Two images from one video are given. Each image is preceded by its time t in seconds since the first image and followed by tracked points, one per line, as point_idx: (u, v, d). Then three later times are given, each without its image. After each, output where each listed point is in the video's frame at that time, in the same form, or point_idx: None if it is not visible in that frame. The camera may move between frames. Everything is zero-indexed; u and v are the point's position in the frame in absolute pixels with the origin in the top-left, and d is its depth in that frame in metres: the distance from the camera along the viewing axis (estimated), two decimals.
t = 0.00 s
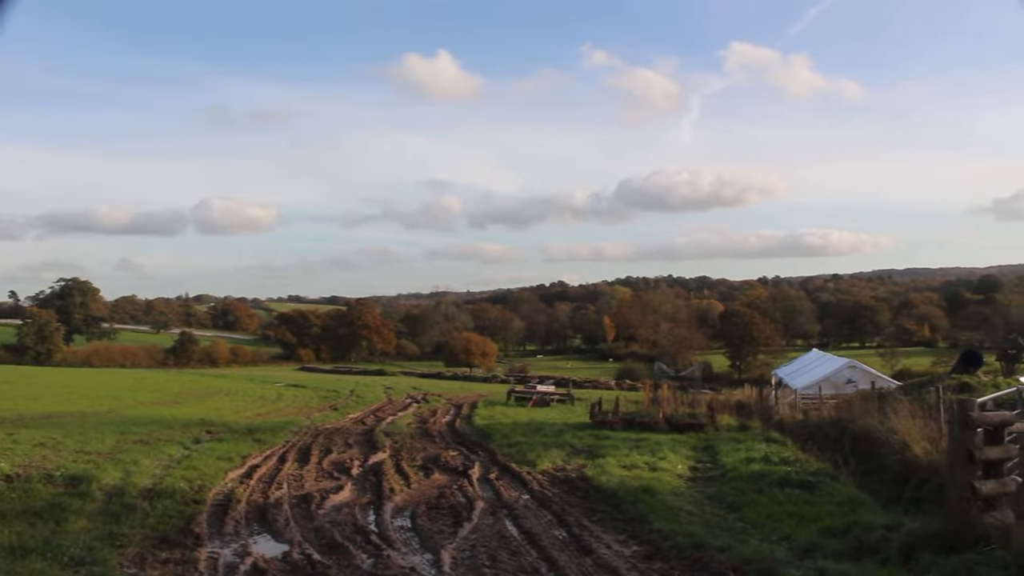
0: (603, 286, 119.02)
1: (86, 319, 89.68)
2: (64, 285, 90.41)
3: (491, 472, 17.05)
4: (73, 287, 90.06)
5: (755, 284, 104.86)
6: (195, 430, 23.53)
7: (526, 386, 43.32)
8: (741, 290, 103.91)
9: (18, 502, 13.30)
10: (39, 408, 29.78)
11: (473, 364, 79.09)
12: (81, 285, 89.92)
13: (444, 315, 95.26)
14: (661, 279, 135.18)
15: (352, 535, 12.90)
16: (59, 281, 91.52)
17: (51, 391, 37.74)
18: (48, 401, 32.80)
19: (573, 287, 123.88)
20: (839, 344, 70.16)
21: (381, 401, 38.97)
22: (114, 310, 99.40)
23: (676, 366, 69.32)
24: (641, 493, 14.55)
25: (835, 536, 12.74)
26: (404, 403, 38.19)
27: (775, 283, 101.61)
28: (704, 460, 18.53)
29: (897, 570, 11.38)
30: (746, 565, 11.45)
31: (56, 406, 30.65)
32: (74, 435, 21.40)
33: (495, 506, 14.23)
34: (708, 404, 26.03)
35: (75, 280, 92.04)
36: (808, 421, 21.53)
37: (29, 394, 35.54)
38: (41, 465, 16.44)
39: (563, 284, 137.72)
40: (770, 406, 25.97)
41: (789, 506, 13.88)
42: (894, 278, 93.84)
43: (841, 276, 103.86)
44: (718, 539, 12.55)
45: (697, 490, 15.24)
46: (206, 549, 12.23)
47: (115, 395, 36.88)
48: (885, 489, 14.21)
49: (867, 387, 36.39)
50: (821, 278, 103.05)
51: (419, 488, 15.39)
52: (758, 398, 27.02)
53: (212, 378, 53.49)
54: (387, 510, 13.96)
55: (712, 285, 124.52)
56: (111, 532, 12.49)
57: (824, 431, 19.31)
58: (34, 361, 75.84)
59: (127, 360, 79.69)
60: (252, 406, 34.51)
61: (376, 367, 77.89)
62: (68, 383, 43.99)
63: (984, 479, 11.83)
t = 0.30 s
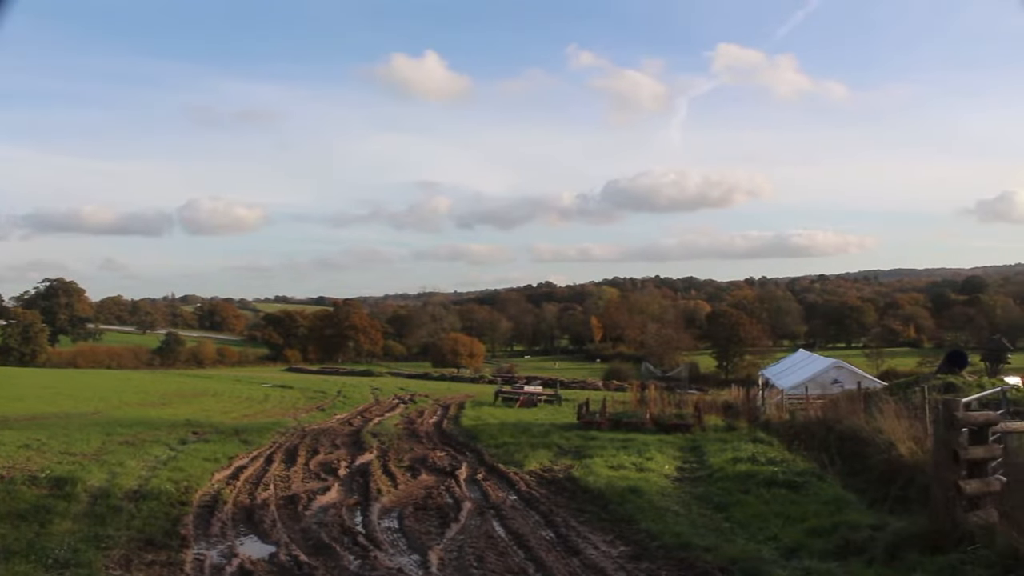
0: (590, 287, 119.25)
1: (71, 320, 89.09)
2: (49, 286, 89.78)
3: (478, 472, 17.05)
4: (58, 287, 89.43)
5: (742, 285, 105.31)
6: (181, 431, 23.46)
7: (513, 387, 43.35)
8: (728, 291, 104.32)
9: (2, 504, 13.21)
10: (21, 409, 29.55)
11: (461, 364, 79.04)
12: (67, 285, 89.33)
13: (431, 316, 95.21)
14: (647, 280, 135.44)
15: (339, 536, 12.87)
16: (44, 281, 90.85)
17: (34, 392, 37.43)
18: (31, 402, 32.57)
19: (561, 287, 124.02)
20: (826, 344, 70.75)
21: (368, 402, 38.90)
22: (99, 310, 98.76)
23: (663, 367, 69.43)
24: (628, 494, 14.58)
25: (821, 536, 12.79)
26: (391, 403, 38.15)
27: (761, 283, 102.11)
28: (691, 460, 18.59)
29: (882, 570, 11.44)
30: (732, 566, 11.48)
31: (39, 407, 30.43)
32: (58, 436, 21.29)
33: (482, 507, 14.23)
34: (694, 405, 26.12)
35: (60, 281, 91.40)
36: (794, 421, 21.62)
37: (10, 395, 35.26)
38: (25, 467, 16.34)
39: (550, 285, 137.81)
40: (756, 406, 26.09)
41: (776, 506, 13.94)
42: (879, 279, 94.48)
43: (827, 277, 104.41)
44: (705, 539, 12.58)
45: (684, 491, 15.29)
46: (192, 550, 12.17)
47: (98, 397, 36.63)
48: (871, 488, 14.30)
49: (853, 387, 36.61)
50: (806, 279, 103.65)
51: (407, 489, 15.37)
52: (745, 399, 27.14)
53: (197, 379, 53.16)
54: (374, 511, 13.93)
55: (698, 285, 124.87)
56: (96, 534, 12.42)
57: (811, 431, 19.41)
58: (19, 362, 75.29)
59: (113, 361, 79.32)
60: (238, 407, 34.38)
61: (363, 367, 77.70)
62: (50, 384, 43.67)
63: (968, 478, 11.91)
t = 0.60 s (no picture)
0: (580, 287, 119.38)
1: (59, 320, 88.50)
2: (37, 286, 89.14)
3: (468, 473, 17.05)
4: (46, 287, 88.77)
5: (731, 286, 105.63)
6: (170, 432, 23.40)
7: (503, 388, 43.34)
8: (718, 291, 104.62)
9: None
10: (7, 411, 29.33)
11: (451, 365, 78.94)
12: (54, 286, 88.70)
13: (422, 317, 95.12)
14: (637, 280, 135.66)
15: (328, 537, 12.84)
16: (32, 281, 90.21)
17: (19, 393, 37.14)
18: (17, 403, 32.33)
19: (551, 288, 124.04)
20: (816, 344, 71.11)
21: (358, 403, 38.83)
22: (88, 310, 98.15)
23: (653, 368, 69.43)
24: (619, 494, 14.59)
25: (811, 536, 12.83)
26: (382, 404, 38.10)
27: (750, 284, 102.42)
28: (681, 460, 18.64)
29: (872, 569, 11.48)
30: (722, 565, 11.50)
31: (26, 408, 30.22)
32: (47, 437, 21.18)
33: (472, 507, 14.23)
34: (684, 405, 26.17)
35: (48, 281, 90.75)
36: (784, 421, 21.71)
37: None
38: (13, 468, 16.25)
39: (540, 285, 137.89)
40: (745, 407, 26.17)
41: (765, 506, 13.97)
42: (868, 279, 95.00)
43: (815, 278, 104.87)
44: (695, 539, 12.60)
45: (674, 491, 15.32)
46: (181, 552, 12.12)
47: (85, 398, 36.38)
48: (860, 488, 14.37)
49: (842, 388, 36.73)
50: (795, 279, 104.03)
51: (397, 490, 15.35)
52: (735, 399, 27.19)
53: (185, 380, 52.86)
54: (364, 512, 13.91)
55: (688, 286, 125.18)
56: (85, 536, 12.35)
57: (800, 431, 19.49)
58: (6, 363, 74.76)
59: (101, 361, 78.93)
60: (227, 407, 34.25)
61: (353, 368, 77.54)
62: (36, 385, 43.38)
63: (957, 478, 11.97)
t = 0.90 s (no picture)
0: (572, 288, 119.44)
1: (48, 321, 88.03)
2: (27, 286, 88.59)
3: (460, 473, 17.02)
4: (34, 288, 88.19)
5: (722, 286, 105.83)
6: (160, 433, 23.30)
7: (494, 389, 43.33)
8: (709, 292, 104.83)
9: None
10: None
11: (442, 365, 78.83)
12: (43, 286, 88.15)
13: (413, 317, 95.04)
14: (628, 279, 135.77)
15: (319, 538, 12.82)
16: (21, 281, 89.68)
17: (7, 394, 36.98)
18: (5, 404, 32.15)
19: (542, 288, 124.10)
20: (806, 345, 71.60)
21: (350, 403, 38.81)
22: (78, 311, 97.67)
23: (644, 369, 69.50)
24: (610, 495, 14.60)
25: (801, 535, 12.86)
26: (373, 404, 38.04)
27: (741, 284, 102.65)
28: (672, 460, 18.68)
29: (862, 569, 11.54)
30: (713, 565, 11.51)
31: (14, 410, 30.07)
32: (37, 439, 21.09)
33: (464, 508, 14.22)
34: (675, 406, 26.21)
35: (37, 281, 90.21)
36: (775, 421, 21.79)
37: None
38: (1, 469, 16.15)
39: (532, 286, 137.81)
40: (737, 407, 26.24)
41: (756, 506, 14.01)
42: (858, 280, 95.29)
43: (806, 278, 105.22)
44: (686, 539, 12.63)
45: (665, 491, 15.36)
46: (172, 553, 12.07)
47: (74, 399, 36.24)
48: (850, 488, 14.43)
49: (833, 388, 36.82)
50: (786, 279, 104.35)
51: (388, 491, 15.33)
52: (726, 399, 27.26)
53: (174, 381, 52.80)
54: (355, 512, 13.89)
55: (678, 287, 125.36)
56: (74, 537, 12.30)
57: (790, 431, 19.57)
58: None
59: (91, 362, 78.57)
60: (218, 408, 34.18)
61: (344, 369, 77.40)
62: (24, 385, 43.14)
63: (946, 478, 12.03)
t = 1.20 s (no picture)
0: (562, 288, 119.57)
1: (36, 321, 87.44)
2: (14, 286, 87.95)
3: (449, 474, 17.00)
4: (22, 288, 87.47)
5: (711, 287, 106.03)
6: (149, 434, 23.22)
7: (483, 389, 43.30)
8: (698, 292, 105.08)
9: None
10: None
11: (432, 366, 78.74)
12: (31, 286, 87.51)
13: (403, 317, 94.95)
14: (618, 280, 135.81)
15: (308, 539, 12.80)
16: (9, 281, 89.07)
17: None
18: None
19: (532, 288, 124.16)
20: (795, 345, 71.91)
21: (339, 403, 38.76)
22: (66, 311, 97.14)
23: (634, 369, 69.54)
24: (600, 495, 14.62)
25: (790, 535, 12.89)
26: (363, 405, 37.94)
27: (731, 285, 102.97)
28: (662, 460, 18.71)
29: (850, 568, 11.59)
30: (702, 566, 11.53)
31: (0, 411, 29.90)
32: (24, 440, 20.98)
33: (453, 509, 14.20)
34: (665, 406, 26.26)
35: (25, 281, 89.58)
36: (764, 421, 21.85)
37: None
38: None
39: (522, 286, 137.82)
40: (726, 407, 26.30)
41: (745, 506, 14.04)
42: (848, 281, 95.54)
43: (795, 279, 105.52)
44: (675, 539, 12.65)
45: (654, 491, 15.39)
46: (160, 554, 12.03)
47: (62, 399, 36.07)
48: (840, 488, 14.48)
49: (822, 388, 36.91)
50: (775, 279, 104.70)
51: (377, 491, 15.31)
52: (715, 400, 27.31)
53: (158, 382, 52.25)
54: (345, 513, 13.87)
55: (668, 287, 125.61)
56: (61, 539, 12.23)
57: (779, 431, 19.64)
58: None
59: (79, 363, 78.12)
60: (207, 408, 34.08)
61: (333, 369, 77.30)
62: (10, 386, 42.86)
63: (934, 478, 12.08)
